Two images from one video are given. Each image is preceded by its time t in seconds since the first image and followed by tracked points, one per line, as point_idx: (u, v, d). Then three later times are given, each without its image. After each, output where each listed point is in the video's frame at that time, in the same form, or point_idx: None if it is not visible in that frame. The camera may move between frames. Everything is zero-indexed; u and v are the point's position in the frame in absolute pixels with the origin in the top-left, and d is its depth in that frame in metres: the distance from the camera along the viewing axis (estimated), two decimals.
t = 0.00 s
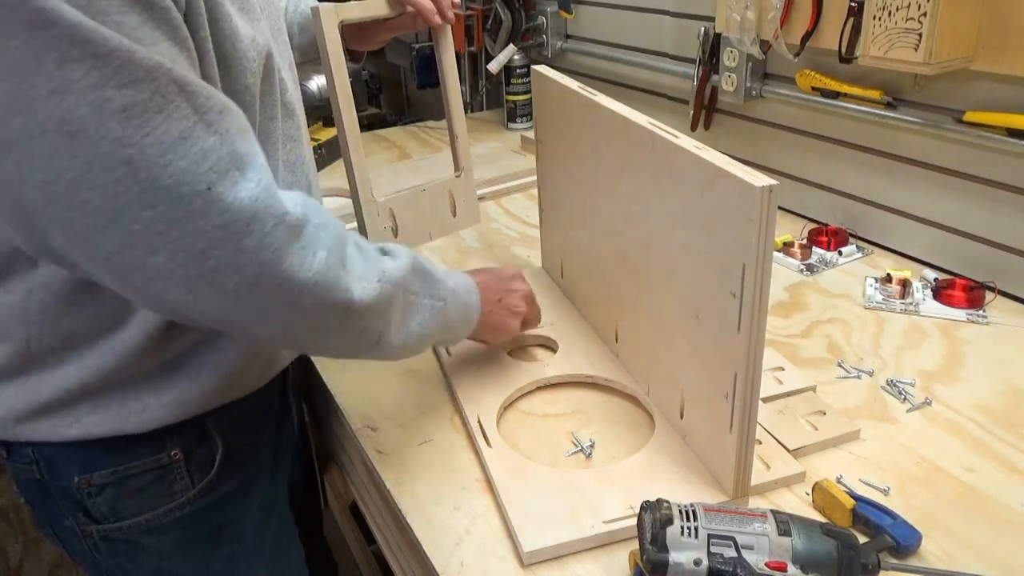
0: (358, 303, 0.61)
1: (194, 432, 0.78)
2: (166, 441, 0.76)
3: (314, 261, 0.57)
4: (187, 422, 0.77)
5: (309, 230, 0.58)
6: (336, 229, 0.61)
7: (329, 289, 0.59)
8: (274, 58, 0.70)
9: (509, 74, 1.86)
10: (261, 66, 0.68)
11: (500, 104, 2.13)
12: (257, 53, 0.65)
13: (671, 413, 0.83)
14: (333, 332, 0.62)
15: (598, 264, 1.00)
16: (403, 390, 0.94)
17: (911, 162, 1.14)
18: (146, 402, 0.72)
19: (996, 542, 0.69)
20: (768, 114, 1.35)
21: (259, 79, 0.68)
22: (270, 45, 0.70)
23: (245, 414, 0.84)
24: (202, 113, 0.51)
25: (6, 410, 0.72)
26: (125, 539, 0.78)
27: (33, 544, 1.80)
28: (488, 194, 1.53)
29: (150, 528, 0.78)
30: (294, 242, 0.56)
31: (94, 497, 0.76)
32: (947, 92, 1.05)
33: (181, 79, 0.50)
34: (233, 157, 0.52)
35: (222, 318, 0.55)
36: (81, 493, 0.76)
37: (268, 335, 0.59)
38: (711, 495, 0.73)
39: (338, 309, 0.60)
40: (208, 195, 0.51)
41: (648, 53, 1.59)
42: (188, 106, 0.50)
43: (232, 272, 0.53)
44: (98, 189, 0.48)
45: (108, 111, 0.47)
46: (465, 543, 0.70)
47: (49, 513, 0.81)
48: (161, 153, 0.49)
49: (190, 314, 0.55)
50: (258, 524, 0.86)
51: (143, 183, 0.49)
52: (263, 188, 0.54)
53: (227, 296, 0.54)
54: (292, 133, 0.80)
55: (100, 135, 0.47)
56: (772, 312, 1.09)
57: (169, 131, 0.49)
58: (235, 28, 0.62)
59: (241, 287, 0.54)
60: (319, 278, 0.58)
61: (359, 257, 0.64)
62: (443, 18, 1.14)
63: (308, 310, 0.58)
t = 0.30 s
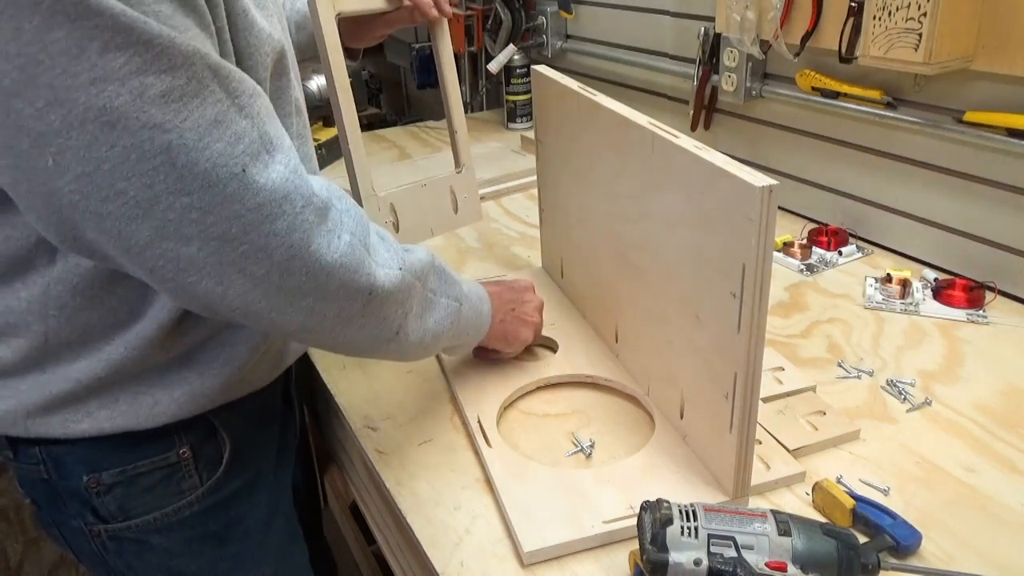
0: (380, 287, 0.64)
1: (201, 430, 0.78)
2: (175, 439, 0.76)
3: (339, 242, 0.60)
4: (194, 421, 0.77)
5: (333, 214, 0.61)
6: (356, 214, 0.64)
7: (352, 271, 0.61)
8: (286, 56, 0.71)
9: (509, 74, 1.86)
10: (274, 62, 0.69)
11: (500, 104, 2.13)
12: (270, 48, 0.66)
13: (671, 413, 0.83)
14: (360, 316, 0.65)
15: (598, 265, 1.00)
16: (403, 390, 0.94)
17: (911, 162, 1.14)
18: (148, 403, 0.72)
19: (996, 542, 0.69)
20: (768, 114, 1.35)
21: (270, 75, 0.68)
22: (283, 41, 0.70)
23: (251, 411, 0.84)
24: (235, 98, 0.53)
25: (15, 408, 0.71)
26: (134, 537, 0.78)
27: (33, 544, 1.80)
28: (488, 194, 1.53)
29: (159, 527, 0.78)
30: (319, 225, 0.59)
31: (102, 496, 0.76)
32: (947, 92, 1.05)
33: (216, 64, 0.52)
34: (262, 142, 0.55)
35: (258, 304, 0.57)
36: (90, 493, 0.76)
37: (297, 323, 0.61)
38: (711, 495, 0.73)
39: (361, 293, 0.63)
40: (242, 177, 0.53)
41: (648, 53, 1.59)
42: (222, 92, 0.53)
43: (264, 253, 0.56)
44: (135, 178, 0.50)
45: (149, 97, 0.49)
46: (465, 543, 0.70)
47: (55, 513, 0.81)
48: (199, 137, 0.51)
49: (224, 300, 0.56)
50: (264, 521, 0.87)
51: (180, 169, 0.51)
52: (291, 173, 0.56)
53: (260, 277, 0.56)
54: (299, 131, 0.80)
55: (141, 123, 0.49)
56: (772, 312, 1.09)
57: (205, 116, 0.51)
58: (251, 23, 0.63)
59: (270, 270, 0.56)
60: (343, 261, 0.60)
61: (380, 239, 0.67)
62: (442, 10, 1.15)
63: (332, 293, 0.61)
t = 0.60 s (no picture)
0: (388, 281, 0.64)
1: (202, 430, 0.78)
2: (176, 439, 0.76)
3: (345, 234, 0.60)
4: (195, 420, 0.77)
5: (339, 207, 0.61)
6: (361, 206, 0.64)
7: (361, 264, 0.61)
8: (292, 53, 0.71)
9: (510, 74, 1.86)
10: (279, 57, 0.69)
11: (500, 104, 2.13)
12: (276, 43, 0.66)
13: (671, 412, 0.83)
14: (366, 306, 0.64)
15: (598, 264, 1.00)
16: (402, 390, 0.94)
17: (910, 162, 1.14)
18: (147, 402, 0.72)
19: (996, 543, 0.69)
20: (768, 114, 1.35)
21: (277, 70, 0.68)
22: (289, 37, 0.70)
23: (252, 411, 0.84)
24: (244, 92, 0.53)
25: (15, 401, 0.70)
26: (135, 538, 0.78)
27: (33, 544, 1.79)
28: (488, 194, 1.53)
29: (160, 527, 0.78)
30: (326, 218, 0.59)
31: (103, 496, 0.76)
32: (947, 92, 1.05)
33: (225, 57, 0.52)
34: (271, 136, 0.55)
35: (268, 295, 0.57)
36: (90, 493, 0.76)
37: (305, 316, 0.61)
38: (711, 495, 0.73)
39: (369, 287, 0.63)
40: (252, 170, 0.53)
41: (648, 53, 1.59)
42: (232, 85, 0.53)
43: (273, 245, 0.55)
44: (145, 172, 0.50)
45: (160, 89, 0.49)
46: (464, 543, 0.70)
47: (55, 513, 0.81)
48: (210, 130, 0.51)
49: (234, 292, 0.56)
50: (265, 522, 0.87)
51: (191, 162, 0.51)
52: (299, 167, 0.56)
53: (270, 268, 0.56)
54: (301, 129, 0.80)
55: (153, 115, 0.49)
56: (772, 312, 1.09)
57: (216, 108, 0.52)
58: (257, 19, 0.63)
59: (279, 264, 0.56)
60: (351, 255, 0.60)
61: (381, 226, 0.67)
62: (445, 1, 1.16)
63: (339, 287, 0.61)
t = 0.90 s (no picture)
0: (242, 337, 0.60)
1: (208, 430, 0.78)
2: (182, 440, 0.76)
3: (199, 302, 0.57)
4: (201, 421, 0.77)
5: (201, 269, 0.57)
6: (238, 255, 0.60)
7: (205, 329, 0.57)
8: (275, 55, 0.73)
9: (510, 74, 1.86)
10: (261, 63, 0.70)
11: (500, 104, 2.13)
12: (245, 50, 0.67)
13: (671, 413, 0.83)
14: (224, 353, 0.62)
15: (597, 264, 1.00)
16: (403, 390, 0.94)
17: (910, 162, 1.14)
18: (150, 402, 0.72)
19: (995, 542, 0.69)
20: (768, 114, 1.35)
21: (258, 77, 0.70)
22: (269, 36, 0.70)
23: (257, 411, 0.84)
24: (107, 159, 0.50)
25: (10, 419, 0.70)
26: (139, 537, 0.78)
27: (33, 543, 1.80)
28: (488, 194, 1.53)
29: (165, 527, 0.78)
30: (167, 292, 0.54)
31: (109, 496, 0.76)
32: (947, 92, 1.05)
33: (94, 121, 0.49)
34: (123, 211, 0.51)
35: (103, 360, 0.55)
36: (96, 492, 0.75)
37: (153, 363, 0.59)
38: (711, 495, 0.73)
39: (215, 347, 0.59)
40: (86, 248, 0.49)
41: (648, 53, 1.59)
42: (91, 150, 0.49)
43: (102, 324, 0.52)
44: None
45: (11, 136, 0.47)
46: (465, 543, 0.70)
47: (61, 511, 0.81)
48: (47, 194, 0.48)
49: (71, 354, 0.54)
50: (269, 522, 0.87)
51: (25, 219, 0.48)
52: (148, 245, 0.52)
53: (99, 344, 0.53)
54: (302, 128, 0.79)
55: None
56: (772, 312, 1.09)
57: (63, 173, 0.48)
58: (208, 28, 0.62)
59: (104, 337, 0.53)
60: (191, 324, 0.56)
61: (273, 259, 0.61)
62: None
63: (179, 353, 0.57)
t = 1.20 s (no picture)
0: (240, 303, 0.60)
1: (199, 434, 0.78)
2: (172, 444, 0.76)
3: (191, 274, 0.57)
4: (193, 426, 0.77)
5: (187, 239, 0.57)
6: (226, 225, 0.60)
7: (198, 300, 0.58)
8: (263, 54, 0.70)
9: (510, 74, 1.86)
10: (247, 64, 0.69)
11: (500, 103, 2.13)
12: (229, 45, 0.66)
13: (671, 413, 0.83)
14: (232, 325, 0.62)
15: (598, 264, 1.00)
16: (403, 390, 0.94)
17: (910, 162, 1.14)
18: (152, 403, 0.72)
19: (995, 542, 0.69)
20: (768, 114, 1.35)
21: (243, 77, 0.69)
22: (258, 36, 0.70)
23: (251, 416, 0.84)
24: (72, 139, 0.51)
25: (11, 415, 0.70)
26: (129, 541, 0.78)
27: (33, 544, 1.79)
28: (488, 194, 1.52)
29: (154, 531, 0.78)
30: (155, 268, 0.56)
31: (98, 498, 0.76)
32: (947, 92, 1.05)
33: (48, 102, 0.50)
34: (96, 189, 0.52)
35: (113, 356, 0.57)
36: (85, 494, 0.75)
37: (162, 349, 0.61)
38: (711, 495, 0.73)
39: (214, 317, 0.59)
40: (63, 230, 0.51)
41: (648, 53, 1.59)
42: (53, 132, 0.50)
43: (95, 308, 0.54)
44: None
45: None
46: (465, 543, 0.70)
47: (54, 511, 0.81)
48: (19, 184, 0.50)
49: (79, 354, 0.56)
50: (262, 526, 0.87)
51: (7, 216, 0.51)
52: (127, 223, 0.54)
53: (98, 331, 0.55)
54: (299, 130, 0.79)
55: None
56: (772, 312, 1.09)
57: (30, 161, 0.50)
58: (188, 21, 0.63)
59: (99, 322, 0.55)
60: (183, 297, 0.57)
61: (263, 222, 0.62)
62: None
63: (179, 329, 0.58)
